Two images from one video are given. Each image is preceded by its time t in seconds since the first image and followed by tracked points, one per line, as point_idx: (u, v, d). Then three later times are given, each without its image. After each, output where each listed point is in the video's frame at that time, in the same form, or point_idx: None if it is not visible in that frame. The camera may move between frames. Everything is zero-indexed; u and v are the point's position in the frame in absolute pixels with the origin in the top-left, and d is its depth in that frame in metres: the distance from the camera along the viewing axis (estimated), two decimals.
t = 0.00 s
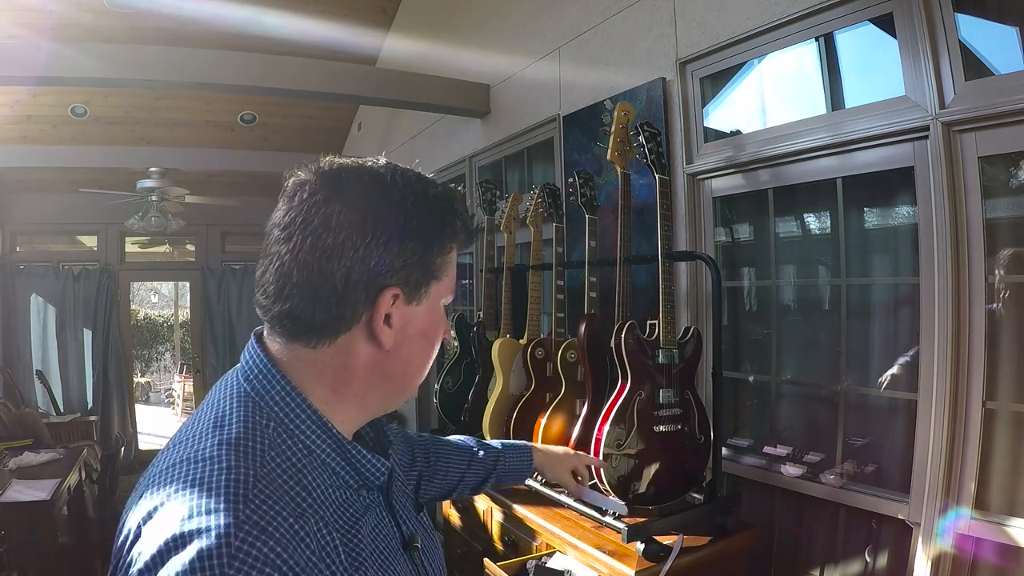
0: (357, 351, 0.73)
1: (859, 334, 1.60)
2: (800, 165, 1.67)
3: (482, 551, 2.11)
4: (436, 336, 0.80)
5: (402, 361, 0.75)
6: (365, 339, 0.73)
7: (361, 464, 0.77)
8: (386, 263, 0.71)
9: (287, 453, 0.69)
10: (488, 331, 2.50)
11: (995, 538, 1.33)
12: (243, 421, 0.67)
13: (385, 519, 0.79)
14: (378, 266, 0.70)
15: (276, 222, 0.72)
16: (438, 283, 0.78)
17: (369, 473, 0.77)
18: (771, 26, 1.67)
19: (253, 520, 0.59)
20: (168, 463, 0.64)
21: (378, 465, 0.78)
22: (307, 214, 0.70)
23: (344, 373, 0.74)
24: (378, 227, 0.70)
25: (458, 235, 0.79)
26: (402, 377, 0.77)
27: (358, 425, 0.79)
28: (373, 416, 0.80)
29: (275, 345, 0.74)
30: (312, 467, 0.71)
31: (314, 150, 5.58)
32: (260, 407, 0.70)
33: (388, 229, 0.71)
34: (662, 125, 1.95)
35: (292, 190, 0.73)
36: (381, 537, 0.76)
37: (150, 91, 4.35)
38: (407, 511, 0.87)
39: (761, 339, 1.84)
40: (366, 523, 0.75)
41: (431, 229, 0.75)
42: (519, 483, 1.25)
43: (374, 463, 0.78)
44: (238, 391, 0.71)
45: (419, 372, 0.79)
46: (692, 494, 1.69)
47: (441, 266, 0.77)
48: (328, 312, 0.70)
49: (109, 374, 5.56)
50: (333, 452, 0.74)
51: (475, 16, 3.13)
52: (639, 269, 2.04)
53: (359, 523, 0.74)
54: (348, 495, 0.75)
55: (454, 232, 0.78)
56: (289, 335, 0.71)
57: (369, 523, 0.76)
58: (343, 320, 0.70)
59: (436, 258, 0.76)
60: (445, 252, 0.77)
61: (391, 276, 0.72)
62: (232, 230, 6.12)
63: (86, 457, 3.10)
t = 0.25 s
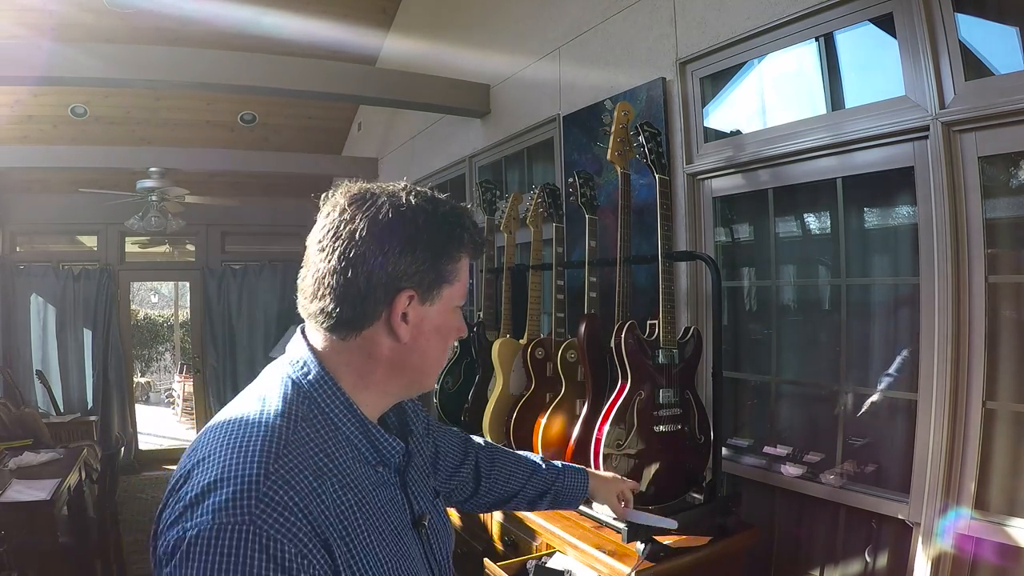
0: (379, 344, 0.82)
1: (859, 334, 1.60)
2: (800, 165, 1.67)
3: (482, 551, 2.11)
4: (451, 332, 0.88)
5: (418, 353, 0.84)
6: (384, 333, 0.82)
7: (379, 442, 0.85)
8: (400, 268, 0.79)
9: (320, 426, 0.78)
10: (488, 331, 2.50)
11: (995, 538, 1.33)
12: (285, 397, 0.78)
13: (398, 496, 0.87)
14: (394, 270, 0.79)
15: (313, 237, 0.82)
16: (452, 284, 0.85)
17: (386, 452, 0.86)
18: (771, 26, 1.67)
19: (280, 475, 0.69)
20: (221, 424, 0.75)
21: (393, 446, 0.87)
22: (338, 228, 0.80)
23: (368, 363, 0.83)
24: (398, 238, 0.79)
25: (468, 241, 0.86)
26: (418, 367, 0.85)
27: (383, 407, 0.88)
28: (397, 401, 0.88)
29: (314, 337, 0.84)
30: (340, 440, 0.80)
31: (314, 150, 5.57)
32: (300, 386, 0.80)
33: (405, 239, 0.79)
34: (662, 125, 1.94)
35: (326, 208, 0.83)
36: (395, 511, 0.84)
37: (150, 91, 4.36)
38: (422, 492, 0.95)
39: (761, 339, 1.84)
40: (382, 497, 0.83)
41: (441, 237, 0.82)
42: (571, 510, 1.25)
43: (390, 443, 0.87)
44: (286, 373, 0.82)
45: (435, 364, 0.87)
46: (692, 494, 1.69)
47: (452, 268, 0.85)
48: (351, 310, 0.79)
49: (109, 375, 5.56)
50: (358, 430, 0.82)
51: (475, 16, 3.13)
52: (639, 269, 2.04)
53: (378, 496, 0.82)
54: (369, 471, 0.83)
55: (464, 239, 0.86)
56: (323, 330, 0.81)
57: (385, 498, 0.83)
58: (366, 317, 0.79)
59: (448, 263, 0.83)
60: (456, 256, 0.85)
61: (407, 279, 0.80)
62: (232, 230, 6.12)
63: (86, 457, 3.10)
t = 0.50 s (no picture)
0: (385, 343, 0.88)
1: (859, 334, 1.60)
2: (800, 165, 1.67)
3: (482, 551, 2.11)
4: (455, 334, 0.92)
5: (421, 352, 0.89)
6: (390, 333, 0.87)
7: (384, 429, 0.90)
8: (403, 273, 0.85)
9: (326, 410, 0.84)
10: (488, 331, 2.50)
11: (995, 538, 1.33)
12: (297, 385, 0.85)
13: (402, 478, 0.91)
14: (399, 275, 0.85)
15: (333, 248, 0.91)
16: (454, 290, 0.90)
17: (389, 436, 0.90)
18: (772, 26, 1.67)
19: (283, 448, 0.76)
20: (244, 410, 0.84)
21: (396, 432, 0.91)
22: (354, 239, 0.88)
23: (376, 360, 0.89)
24: (403, 246, 0.85)
25: (469, 251, 0.92)
26: (422, 365, 0.89)
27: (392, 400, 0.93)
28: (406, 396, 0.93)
29: (331, 336, 0.91)
30: (343, 424, 0.85)
31: (314, 151, 5.57)
32: (313, 375, 0.87)
33: (411, 247, 0.86)
34: (662, 125, 1.94)
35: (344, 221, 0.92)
36: (394, 492, 0.88)
37: (150, 91, 4.36)
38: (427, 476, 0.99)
39: (761, 339, 1.84)
40: (383, 480, 0.87)
41: (443, 247, 0.88)
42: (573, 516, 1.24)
43: (393, 430, 0.91)
44: (304, 365, 0.89)
45: (438, 364, 0.91)
46: (692, 494, 1.69)
47: (453, 276, 0.90)
48: (360, 311, 0.85)
49: (109, 374, 5.57)
50: (363, 417, 0.88)
51: (475, 16, 3.13)
52: (639, 269, 2.04)
53: (380, 478, 0.86)
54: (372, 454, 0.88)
55: (465, 250, 0.91)
56: (338, 329, 0.88)
57: (386, 480, 0.88)
58: (373, 317, 0.86)
59: (449, 270, 0.89)
60: (458, 264, 0.90)
61: (412, 283, 0.86)
62: (232, 230, 6.11)
63: (86, 457, 3.10)
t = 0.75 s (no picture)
0: (384, 334, 0.91)
1: (859, 334, 1.60)
2: (800, 165, 1.67)
3: (482, 551, 2.11)
4: (451, 328, 0.95)
5: (418, 343, 0.91)
6: (388, 325, 0.90)
7: (385, 416, 0.92)
8: (399, 267, 0.88)
9: (330, 397, 0.88)
10: (488, 331, 2.49)
11: (995, 538, 1.33)
12: (304, 375, 0.88)
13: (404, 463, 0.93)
14: (395, 270, 0.88)
15: (336, 247, 0.95)
16: (450, 285, 0.93)
17: (390, 422, 0.92)
18: (772, 26, 1.67)
19: (287, 430, 0.80)
20: (255, 400, 0.87)
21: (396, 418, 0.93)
22: (356, 238, 0.92)
23: (376, 351, 0.91)
24: (401, 242, 0.89)
25: (463, 248, 0.94)
26: (420, 356, 0.92)
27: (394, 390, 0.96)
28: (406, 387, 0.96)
29: (335, 330, 0.94)
30: (347, 410, 0.88)
31: (314, 151, 5.57)
32: (319, 367, 0.90)
33: (408, 244, 0.89)
34: (662, 125, 1.94)
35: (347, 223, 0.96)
36: (396, 476, 0.90)
37: (150, 91, 4.36)
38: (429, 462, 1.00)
39: (761, 339, 1.84)
40: (384, 464, 0.89)
41: (437, 244, 0.91)
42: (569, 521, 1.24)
43: (394, 417, 0.93)
44: (312, 358, 0.92)
45: (435, 355, 0.94)
46: (692, 494, 1.68)
47: (448, 271, 0.92)
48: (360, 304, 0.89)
49: (109, 374, 5.57)
50: (365, 405, 0.90)
51: (475, 16, 3.13)
52: (639, 269, 2.04)
53: (381, 463, 0.88)
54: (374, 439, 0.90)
55: (459, 246, 0.94)
56: (340, 322, 0.92)
57: (386, 464, 0.89)
58: (371, 310, 0.89)
59: (444, 265, 0.91)
60: (452, 259, 0.93)
61: (408, 277, 0.89)
62: (232, 230, 6.11)
63: (86, 457, 3.10)
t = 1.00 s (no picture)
0: (386, 329, 0.91)
1: (859, 334, 1.60)
2: (799, 166, 1.67)
3: (482, 551, 2.11)
4: (452, 322, 0.95)
5: (419, 337, 0.91)
6: (389, 320, 0.90)
7: (389, 408, 0.92)
8: (397, 264, 0.88)
9: (338, 387, 0.87)
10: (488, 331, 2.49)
11: (995, 538, 1.33)
12: (312, 367, 0.88)
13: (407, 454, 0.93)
14: (394, 267, 0.88)
15: (337, 248, 0.96)
16: (448, 279, 0.92)
17: (395, 414, 0.92)
18: (771, 26, 1.67)
19: (300, 417, 0.80)
20: (263, 392, 0.87)
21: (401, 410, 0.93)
22: (356, 238, 0.93)
23: (379, 346, 0.91)
24: (399, 239, 0.89)
25: (460, 243, 0.94)
26: (421, 349, 0.92)
27: (399, 382, 0.95)
28: (411, 381, 0.96)
29: (339, 326, 0.94)
30: (354, 401, 0.88)
31: (314, 151, 5.57)
32: (326, 360, 0.90)
33: (406, 240, 0.89)
34: (662, 125, 1.94)
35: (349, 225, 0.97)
36: (402, 466, 0.90)
37: (150, 91, 4.36)
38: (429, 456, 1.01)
39: (761, 339, 1.84)
40: (391, 455, 0.89)
41: (434, 240, 0.91)
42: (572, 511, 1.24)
43: (397, 410, 0.92)
44: (319, 351, 0.92)
45: (437, 348, 0.93)
46: (692, 494, 1.68)
47: (446, 265, 0.92)
48: (362, 301, 0.89)
49: (109, 374, 5.57)
50: (371, 397, 0.90)
51: (475, 16, 3.14)
52: (639, 269, 2.04)
53: (387, 452, 0.89)
54: (380, 430, 0.90)
55: (456, 242, 0.94)
56: (343, 319, 0.92)
57: (394, 455, 0.90)
58: (373, 305, 0.89)
59: (441, 260, 0.91)
60: (450, 254, 0.92)
61: (407, 273, 0.89)
62: (232, 230, 6.11)
63: (86, 457, 3.10)
